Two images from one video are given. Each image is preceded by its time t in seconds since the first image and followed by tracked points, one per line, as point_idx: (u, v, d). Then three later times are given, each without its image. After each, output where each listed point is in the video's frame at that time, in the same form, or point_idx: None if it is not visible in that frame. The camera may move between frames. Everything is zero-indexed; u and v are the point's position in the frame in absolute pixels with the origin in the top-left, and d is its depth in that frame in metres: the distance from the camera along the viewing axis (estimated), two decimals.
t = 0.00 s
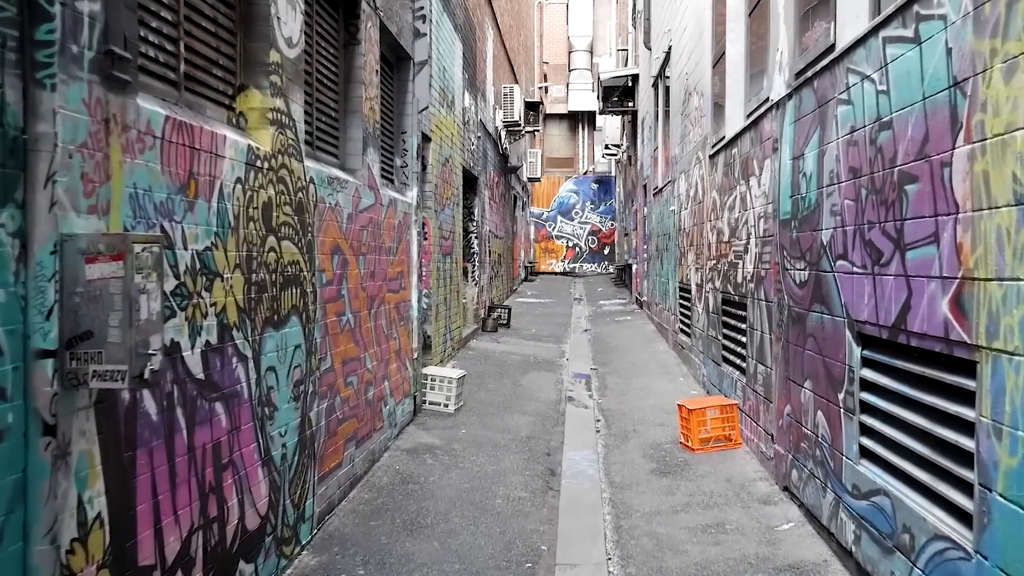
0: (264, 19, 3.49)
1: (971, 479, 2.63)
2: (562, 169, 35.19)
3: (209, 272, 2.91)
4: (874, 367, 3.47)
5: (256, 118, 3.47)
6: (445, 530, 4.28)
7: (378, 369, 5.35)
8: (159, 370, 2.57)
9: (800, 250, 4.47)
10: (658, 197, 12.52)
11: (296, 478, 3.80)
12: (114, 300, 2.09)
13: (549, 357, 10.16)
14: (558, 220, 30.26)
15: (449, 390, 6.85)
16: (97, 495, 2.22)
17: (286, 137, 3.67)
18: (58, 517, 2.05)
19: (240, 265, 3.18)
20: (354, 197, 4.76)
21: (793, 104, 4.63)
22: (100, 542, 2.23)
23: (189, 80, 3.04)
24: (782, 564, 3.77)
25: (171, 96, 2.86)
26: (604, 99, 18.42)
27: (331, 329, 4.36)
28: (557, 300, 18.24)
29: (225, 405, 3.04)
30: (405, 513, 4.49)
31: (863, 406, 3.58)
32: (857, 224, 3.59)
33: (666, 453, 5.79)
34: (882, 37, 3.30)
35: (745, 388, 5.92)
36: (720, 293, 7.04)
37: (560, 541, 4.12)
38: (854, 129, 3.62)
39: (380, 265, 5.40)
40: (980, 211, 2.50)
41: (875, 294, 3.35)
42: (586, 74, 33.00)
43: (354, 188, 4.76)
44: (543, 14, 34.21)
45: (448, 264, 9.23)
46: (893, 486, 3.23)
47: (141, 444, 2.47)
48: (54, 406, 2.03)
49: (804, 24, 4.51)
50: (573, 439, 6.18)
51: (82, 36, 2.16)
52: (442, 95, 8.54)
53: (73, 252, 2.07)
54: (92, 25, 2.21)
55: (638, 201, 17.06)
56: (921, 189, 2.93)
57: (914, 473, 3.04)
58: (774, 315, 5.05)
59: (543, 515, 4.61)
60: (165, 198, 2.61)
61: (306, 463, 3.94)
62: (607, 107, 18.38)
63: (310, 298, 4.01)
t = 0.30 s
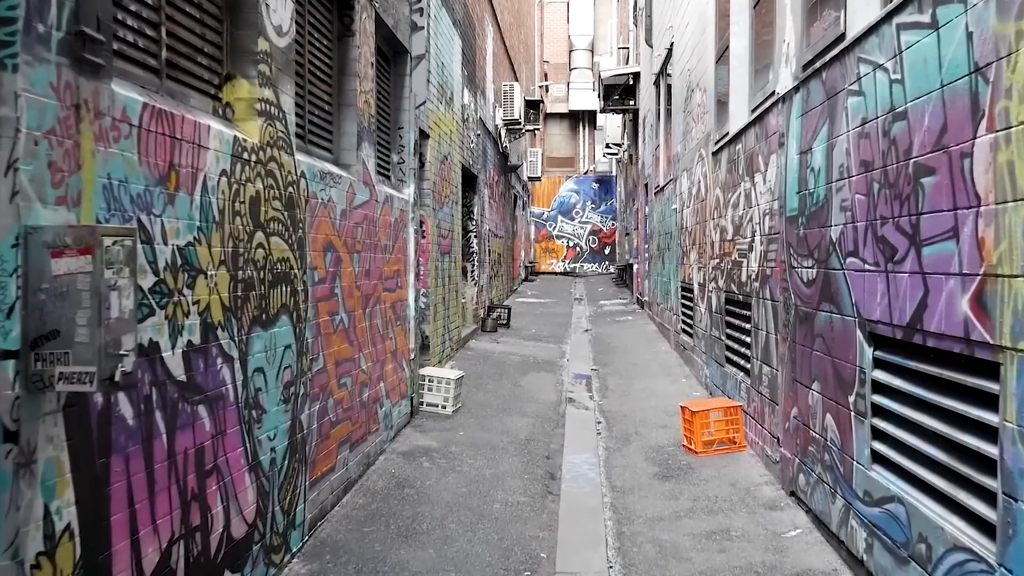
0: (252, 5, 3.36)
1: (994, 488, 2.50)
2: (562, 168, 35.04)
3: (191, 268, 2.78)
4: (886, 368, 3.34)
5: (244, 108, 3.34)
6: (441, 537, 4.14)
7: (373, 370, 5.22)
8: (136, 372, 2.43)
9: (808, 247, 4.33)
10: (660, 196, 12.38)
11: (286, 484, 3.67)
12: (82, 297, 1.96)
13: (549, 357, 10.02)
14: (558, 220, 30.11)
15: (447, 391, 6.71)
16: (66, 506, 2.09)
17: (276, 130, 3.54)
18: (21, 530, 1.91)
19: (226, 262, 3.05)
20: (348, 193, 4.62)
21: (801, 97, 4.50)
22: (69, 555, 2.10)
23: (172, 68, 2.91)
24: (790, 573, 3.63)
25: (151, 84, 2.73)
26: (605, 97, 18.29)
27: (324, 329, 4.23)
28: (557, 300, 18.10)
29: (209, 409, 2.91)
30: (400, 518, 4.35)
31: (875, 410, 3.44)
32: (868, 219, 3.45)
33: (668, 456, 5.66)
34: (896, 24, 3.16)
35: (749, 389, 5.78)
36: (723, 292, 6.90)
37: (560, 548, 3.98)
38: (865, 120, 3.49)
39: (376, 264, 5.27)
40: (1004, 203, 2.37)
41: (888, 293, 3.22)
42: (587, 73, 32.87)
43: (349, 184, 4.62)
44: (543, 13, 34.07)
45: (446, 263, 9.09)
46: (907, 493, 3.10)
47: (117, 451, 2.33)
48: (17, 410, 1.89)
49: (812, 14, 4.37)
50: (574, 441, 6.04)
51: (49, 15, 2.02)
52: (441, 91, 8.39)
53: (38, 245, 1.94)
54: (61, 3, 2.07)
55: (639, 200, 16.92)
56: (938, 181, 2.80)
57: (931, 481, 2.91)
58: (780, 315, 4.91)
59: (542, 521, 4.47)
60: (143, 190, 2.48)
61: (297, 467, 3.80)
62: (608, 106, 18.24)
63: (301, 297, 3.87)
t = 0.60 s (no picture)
0: None
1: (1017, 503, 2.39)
2: (563, 168, 34.91)
3: (178, 271, 2.66)
4: (900, 375, 3.22)
5: (234, 105, 3.22)
6: (439, 546, 4.02)
7: (370, 374, 5.11)
8: (117, 381, 2.32)
9: (816, 248, 4.22)
10: (661, 196, 12.27)
11: (278, 493, 3.55)
12: (54, 303, 1.85)
13: (550, 359, 9.91)
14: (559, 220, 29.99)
15: (446, 395, 6.60)
16: (39, 523, 1.97)
17: (268, 127, 3.42)
18: None
19: (214, 264, 2.93)
20: (344, 192, 4.51)
21: (808, 94, 4.38)
22: None
23: (158, 62, 2.79)
24: None
25: (135, 78, 2.61)
26: (606, 97, 18.17)
27: (319, 332, 4.11)
28: (558, 301, 17.98)
29: (196, 418, 2.79)
30: (396, 527, 4.24)
31: (887, 417, 3.32)
32: (880, 220, 3.34)
33: (671, 462, 5.54)
34: (910, 18, 3.04)
35: (754, 394, 5.66)
36: (727, 294, 6.78)
37: (561, 558, 3.86)
38: (877, 118, 3.37)
39: (373, 265, 5.16)
40: None
41: (902, 296, 3.10)
42: (588, 73, 32.75)
43: (345, 183, 4.51)
44: (544, 13, 33.95)
45: (446, 264, 8.98)
46: (923, 505, 2.98)
47: (96, 464, 2.21)
48: None
49: (820, 9, 4.26)
50: (575, 446, 5.92)
51: (21, 4, 1.91)
52: (440, 89, 8.28)
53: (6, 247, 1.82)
54: None
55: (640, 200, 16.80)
56: (956, 181, 2.68)
57: (949, 493, 2.80)
58: (787, 318, 4.79)
59: (543, 529, 4.36)
60: (125, 189, 2.36)
61: (290, 476, 3.69)
62: (609, 105, 18.13)
63: (295, 300, 3.75)
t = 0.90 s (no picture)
0: None
1: None
2: (564, 169, 34.77)
3: (161, 279, 2.53)
4: (917, 386, 3.09)
5: (223, 105, 3.09)
6: (437, 561, 3.88)
7: (367, 381, 4.98)
8: (94, 398, 2.18)
9: (826, 253, 4.09)
10: (663, 196, 12.13)
11: (269, 508, 3.41)
12: (19, 318, 1.72)
13: (550, 363, 9.77)
14: (560, 220, 29.85)
15: (445, 400, 6.47)
16: (6, 553, 1.84)
17: (259, 128, 3.29)
18: None
19: (201, 271, 2.80)
20: (340, 195, 4.38)
21: (818, 93, 4.25)
22: None
23: (141, 60, 2.66)
24: None
25: (115, 76, 2.48)
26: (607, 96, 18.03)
27: (313, 340, 3.98)
28: (558, 302, 17.85)
29: (182, 433, 2.66)
30: (393, 540, 4.10)
31: (903, 430, 3.19)
32: (896, 224, 3.21)
33: (676, 471, 5.41)
34: (928, 13, 2.91)
35: (761, 400, 5.53)
36: (732, 298, 6.65)
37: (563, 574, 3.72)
38: (892, 118, 3.24)
39: (370, 269, 5.03)
40: None
41: (920, 304, 2.97)
42: (588, 72, 32.63)
43: (340, 185, 4.39)
44: (544, 12, 33.82)
45: (445, 266, 8.86)
46: (943, 524, 2.85)
47: (70, 486, 2.08)
48: None
49: (830, 5, 4.12)
50: (577, 453, 5.79)
51: None
52: (439, 89, 8.16)
53: None
54: None
55: (642, 200, 16.62)
56: (980, 184, 2.55)
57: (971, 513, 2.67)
58: (795, 323, 4.66)
59: (545, 542, 4.22)
60: (102, 194, 2.23)
61: (283, 489, 3.56)
62: (610, 105, 18.00)
63: (287, 307, 3.62)
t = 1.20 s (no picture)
0: None
1: None
2: (565, 168, 34.63)
3: (144, 285, 2.42)
4: (933, 395, 2.98)
5: (211, 103, 2.98)
6: (435, 573, 3.76)
7: (363, 386, 4.87)
8: (71, 412, 2.07)
9: (836, 256, 3.97)
10: (665, 196, 12.02)
11: (261, 519, 3.30)
12: None
13: (551, 365, 9.65)
14: (561, 220, 29.73)
15: (445, 404, 6.36)
16: None
17: (249, 127, 3.18)
18: None
19: (188, 277, 2.69)
20: (335, 196, 4.27)
21: (826, 91, 4.13)
22: None
23: (125, 56, 2.55)
24: None
25: (96, 73, 2.37)
26: (608, 96, 17.90)
27: (307, 345, 3.87)
28: (559, 303, 17.71)
29: (167, 446, 2.55)
30: (390, 551, 3.99)
31: (918, 440, 3.07)
32: (910, 227, 3.09)
33: (680, 477, 5.30)
34: (945, 7, 2.79)
35: (767, 405, 5.41)
36: (736, 300, 6.54)
37: None
38: (906, 116, 3.13)
39: (367, 272, 4.92)
40: None
41: (937, 310, 2.85)
42: (589, 72, 32.52)
43: (336, 187, 4.27)
44: (544, 12, 33.72)
45: (445, 267, 8.75)
46: (961, 539, 2.74)
47: (43, 505, 1.96)
48: None
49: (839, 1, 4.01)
50: (579, 459, 5.68)
51: None
52: (439, 88, 8.05)
53: None
54: None
55: (643, 199, 16.50)
56: (1001, 185, 2.44)
57: (992, 528, 2.55)
58: (803, 327, 4.55)
59: (546, 553, 4.10)
60: (80, 196, 2.12)
61: (276, 500, 3.44)
62: (611, 104, 17.87)
63: (280, 312, 3.51)
